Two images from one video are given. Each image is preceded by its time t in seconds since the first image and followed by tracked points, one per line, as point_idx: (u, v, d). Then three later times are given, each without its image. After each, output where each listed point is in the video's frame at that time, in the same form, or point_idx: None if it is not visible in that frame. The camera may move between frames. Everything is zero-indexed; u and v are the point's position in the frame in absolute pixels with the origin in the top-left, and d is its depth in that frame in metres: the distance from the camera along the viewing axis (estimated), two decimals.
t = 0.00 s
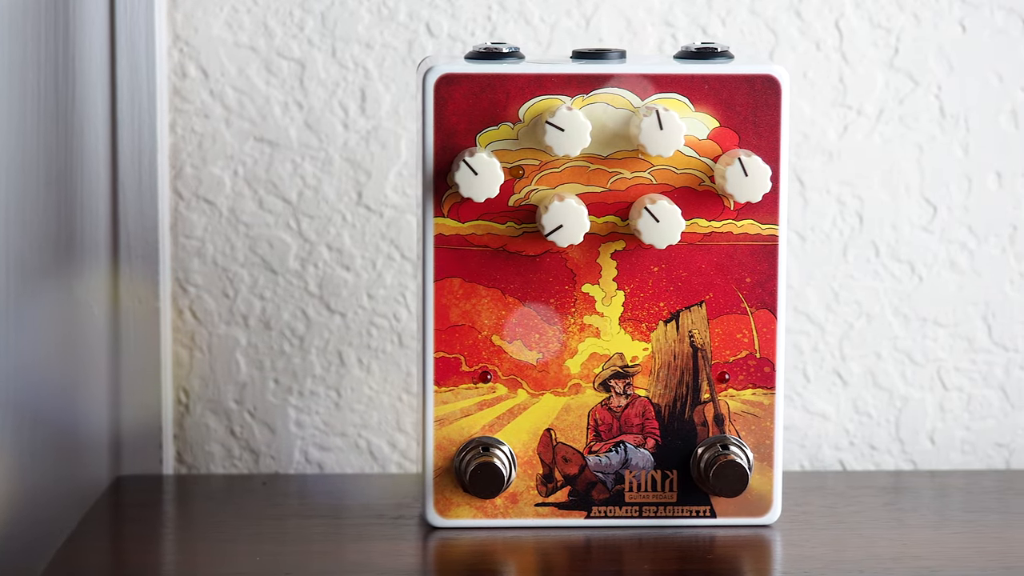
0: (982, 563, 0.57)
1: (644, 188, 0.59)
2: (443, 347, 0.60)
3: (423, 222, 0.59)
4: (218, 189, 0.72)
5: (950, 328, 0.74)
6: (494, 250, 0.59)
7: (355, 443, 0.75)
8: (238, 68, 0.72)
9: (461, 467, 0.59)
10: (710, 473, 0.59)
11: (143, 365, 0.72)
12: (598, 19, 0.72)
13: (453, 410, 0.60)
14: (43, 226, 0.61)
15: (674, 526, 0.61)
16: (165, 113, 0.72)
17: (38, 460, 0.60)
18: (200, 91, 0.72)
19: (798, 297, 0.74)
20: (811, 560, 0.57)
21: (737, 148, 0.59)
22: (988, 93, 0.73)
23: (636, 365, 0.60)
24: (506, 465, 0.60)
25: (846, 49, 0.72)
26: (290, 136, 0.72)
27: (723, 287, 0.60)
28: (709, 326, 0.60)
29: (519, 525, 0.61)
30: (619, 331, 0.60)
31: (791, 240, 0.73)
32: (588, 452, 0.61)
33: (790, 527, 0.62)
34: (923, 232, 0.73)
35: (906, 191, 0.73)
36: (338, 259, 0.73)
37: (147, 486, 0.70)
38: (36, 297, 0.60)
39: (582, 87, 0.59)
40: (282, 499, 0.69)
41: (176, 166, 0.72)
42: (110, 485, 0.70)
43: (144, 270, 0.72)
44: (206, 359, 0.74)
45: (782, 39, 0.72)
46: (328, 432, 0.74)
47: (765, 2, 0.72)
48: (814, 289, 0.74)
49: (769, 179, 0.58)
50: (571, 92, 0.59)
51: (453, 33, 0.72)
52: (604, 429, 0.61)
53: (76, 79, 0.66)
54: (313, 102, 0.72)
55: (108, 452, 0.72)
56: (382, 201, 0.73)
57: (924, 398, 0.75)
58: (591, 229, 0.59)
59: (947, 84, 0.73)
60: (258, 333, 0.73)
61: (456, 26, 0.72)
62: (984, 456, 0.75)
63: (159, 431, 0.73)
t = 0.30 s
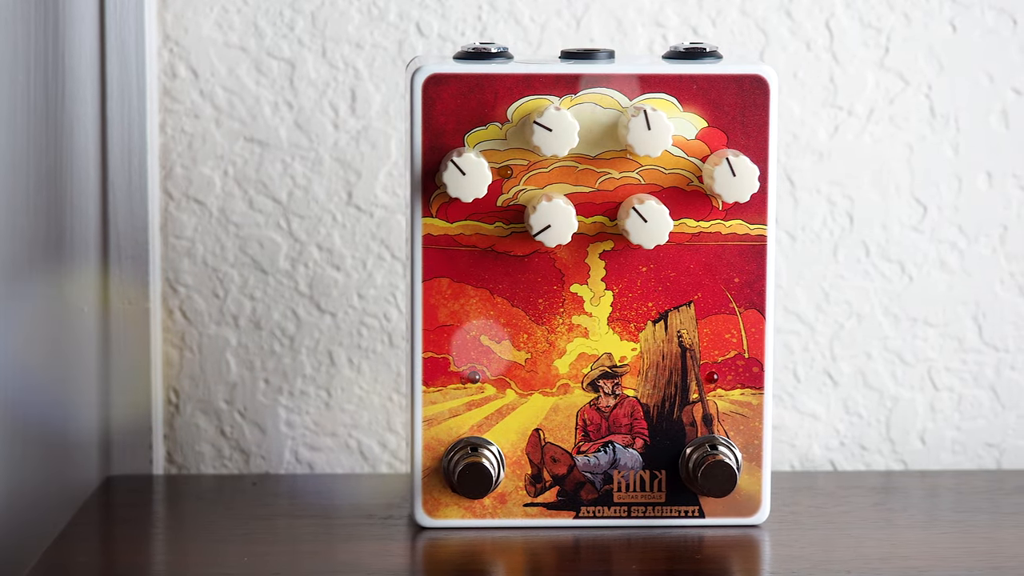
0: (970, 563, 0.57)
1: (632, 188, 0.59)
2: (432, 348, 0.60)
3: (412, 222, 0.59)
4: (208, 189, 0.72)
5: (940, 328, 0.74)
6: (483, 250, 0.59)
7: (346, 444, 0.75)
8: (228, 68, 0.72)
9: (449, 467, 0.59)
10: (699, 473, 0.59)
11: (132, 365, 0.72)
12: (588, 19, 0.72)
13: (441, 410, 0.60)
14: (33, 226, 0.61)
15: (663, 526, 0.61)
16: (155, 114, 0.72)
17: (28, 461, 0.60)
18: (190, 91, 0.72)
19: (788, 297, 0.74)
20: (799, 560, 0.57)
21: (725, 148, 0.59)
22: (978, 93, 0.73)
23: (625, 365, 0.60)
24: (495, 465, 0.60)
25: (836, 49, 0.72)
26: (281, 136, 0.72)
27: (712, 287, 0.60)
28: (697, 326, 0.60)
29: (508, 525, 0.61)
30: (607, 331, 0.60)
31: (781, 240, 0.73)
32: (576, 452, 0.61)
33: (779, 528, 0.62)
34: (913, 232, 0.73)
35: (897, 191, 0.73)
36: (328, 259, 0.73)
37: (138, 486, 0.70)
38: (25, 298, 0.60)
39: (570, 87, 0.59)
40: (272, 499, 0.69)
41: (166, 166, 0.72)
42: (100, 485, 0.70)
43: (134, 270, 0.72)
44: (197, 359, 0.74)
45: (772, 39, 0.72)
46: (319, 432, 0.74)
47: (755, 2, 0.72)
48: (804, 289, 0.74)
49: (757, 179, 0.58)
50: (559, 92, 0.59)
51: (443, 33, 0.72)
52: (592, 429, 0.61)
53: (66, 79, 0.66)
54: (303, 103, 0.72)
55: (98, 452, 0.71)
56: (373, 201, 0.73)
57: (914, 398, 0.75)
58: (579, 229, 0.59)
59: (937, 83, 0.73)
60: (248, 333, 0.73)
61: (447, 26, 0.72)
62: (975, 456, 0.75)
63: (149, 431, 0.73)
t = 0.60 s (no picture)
0: (958, 563, 0.57)
1: (621, 189, 0.59)
2: (420, 348, 0.60)
3: (401, 222, 0.59)
4: (199, 189, 0.72)
5: (932, 328, 0.74)
6: (472, 250, 0.59)
7: (337, 444, 0.75)
8: (219, 68, 0.72)
9: (438, 467, 0.59)
10: (688, 473, 0.59)
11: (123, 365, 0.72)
12: (579, 19, 0.72)
13: (430, 411, 0.60)
14: (23, 227, 0.61)
15: (652, 526, 0.61)
16: (145, 113, 0.72)
17: (19, 460, 0.60)
18: (181, 91, 0.72)
19: (779, 297, 0.74)
20: (787, 560, 0.57)
21: (714, 148, 0.59)
22: (969, 93, 0.73)
23: (614, 365, 0.60)
24: (484, 465, 0.60)
25: (827, 49, 0.72)
26: (271, 136, 0.72)
27: (701, 287, 0.60)
28: (686, 326, 0.60)
29: (497, 525, 0.61)
30: (596, 331, 0.60)
31: (772, 240, 0.73)
32: (565, 452, 0.61)
33: (769, 528, 0.62)
34: (904, 232, 0.73)
35: (888, 191, 0.73)
36: (319, 259, 0.73)
37: (128, 486, 0.70)
38: (16, 298, 0.60)
39: (559, 87, 0.59)
40: (263, 499, 0.69)
41: (157, 166, 0.72)
42: (91, 485, 0.70)
43: (125, 271, 0.71)
44: (188, 359, 0.74)
45: (763, 39, 0.72)
46: (309, 432, 0.74)
47: (746, 2, 0.72)
48: (795, 289, 0.74)
49: (745, 179, 0.58)
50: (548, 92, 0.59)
51: (434, 33, 0.72)
52: (582, 429, 0.61)
53: (56, 78, 0.65)
54: (294, 102, 0.72)
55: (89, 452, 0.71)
56: (363, 201, 0.73)
57: (905, 398, 0.75)
58: (568, 229, 0.59)
59: (929, 84, 0.73)
60: (239, 333, 0.73)
61: (437, 26, 0.72)
62: (965, 456, 0.75)
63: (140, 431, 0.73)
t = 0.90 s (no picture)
0: (946, 563, 0.57)
1: (610, 189, 0.59)
2: (409, 348, 0.60)
3: (390, 223, 0.59)
4: (190, 189, 0.72)
5: (923, 328, 0.74)
6: (461, 250, 0.59)
7: (328, 444, 0.75)
8: (210, 68, 0.72)
9: (427, 466, 0.59)
10: (677, 473, 0.59)
11: (113, 365, 0.72)
12: (570, 19, 0.72)
13: (419, 411, 0.60)
14: (14, 227, 0.61)
15: (641, 527, 0.61)
16: (136, 113, 0.72)
17: (10, 460, 0.60)
18: (172, 91, 0.72)
19: (770, 297, 0.74)
20: (776, 559, 0.57)
21: (703, 148, 0.59)
22: (960, 93, 0.73)
23: (603, 365, 0.60)
24: (473, 466, 0.60)
25: (818, 49, 0.72)
26: (262, 136, 0.72)
27: (690, 287, 0.60)
28: (675, 326, 0.60)
29: (486, 525, 0.61)
30: (585, 331, 0.60)
31: (763, 240, 0.73)
32: (554, 452, 0.61)
33: (758, 528, 0.62)
34: (896, 232, 0.73)
35: (879, 191, 0.73)
36: (310, 259, 0.73)
37: (119, 486, 0.70)
38: (7, 298, 0.60)
39: (547, 87, 0.59)
40: (255, 499, 0.69)
41: (148, 166, 0.72)
42: (82, 485, 0.70)
43: (115, 271, 0.71)
44: (179, 360, 0.74)
45: (754, 39, 0.72)
46: (300, 432, 0.74)
47: (737, 2, 0.72)
48: (786, 289, 0.74)
49: (734, 179, 0.58)
50: (537, 92, 0.59)
51: (425, 33, 0.72)
52: (571, 429, 0.61)
53: (47, 78, 0.65)
54: (285, 102, 0.72)
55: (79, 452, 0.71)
56: (354, 201, 0.73)
57: (896, 398, 0.75)
58: (556, 229, 0.59)
59: (920, 84, 0.73)
60: (229, 333, 0.73)
61: (428, 26, 0.72)
62: (956, 456, 0.75)
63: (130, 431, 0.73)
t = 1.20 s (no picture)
0: (933, 563, 0.57)
1: (598, 189, 0.59)
2: (398, 348, 0.60)
3: (378, 223, 0.59)
4: (180, 189, 0.72)
5: (913, 328, 0.74)
6: (449, 250, 0.59)
7: (318, 444, 0.75)
8: (200, 68, 0.72)
9: (415, 467, 0.59)
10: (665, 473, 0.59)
11: (103, 364, 0.72)
12: (560, 19, 0.72)
13: (407, 411, 0.60)
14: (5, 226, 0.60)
15: (630, 527, 0.61)
16: (126, 113, 0.72)
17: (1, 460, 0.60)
18: (162, 91, 0.72)
19: (761, 297, 0.74)
20: (764, 559, 0.57)
21: (691, 148, 0.59)
22: (951, 93, 0.73)
23: (591, 365, 0.60)
24: (461, 466, 0.60)
25: (809, 49, 0.72)
26: (252, 136, 0.72)
27: (678, 287, 0.60)
28: (664, 326, 0.60)
29: (474, 525, 0.61)
30: (574, 331, 0.60)
31: (754, 240, 0.73)
32: (543, 452, 0.61)
33: (746, 528, 0.62)
34: (886, 232, 0.73)
35: (869, 191, 0.73)
36: (300, 259, 0.73)
37: (108, 486, 0.70)
38: None
39: (535, 87, 0.59)
40: (245, 498, 0.69)
41: (138, 166, 0.72)
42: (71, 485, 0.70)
43: (105, 271, 0.71)
44: (169, 360, 0.74)
45: (744, 39, 0.72)
46: (290, 432, 0.74)
47: (727, 2, 0.72)
48: (777, 290, 0.74)
49: (722, 179, 0.58)
50: (525, 92, 0.59)
51: (415, 33, 0.72)
52: (559, 429, 0.61)
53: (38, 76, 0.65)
54: (275, 102, 0.72)
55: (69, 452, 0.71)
56: (345, 201, 0.73)
57: (887, 398, 0.75)
58: (545, 229, 0.59)
59: (910, 84, 0.72)
60: (220, 334, 0.73)
61: (419, 26, 0.72)
62: (947, 457, 0.75)
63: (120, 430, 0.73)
